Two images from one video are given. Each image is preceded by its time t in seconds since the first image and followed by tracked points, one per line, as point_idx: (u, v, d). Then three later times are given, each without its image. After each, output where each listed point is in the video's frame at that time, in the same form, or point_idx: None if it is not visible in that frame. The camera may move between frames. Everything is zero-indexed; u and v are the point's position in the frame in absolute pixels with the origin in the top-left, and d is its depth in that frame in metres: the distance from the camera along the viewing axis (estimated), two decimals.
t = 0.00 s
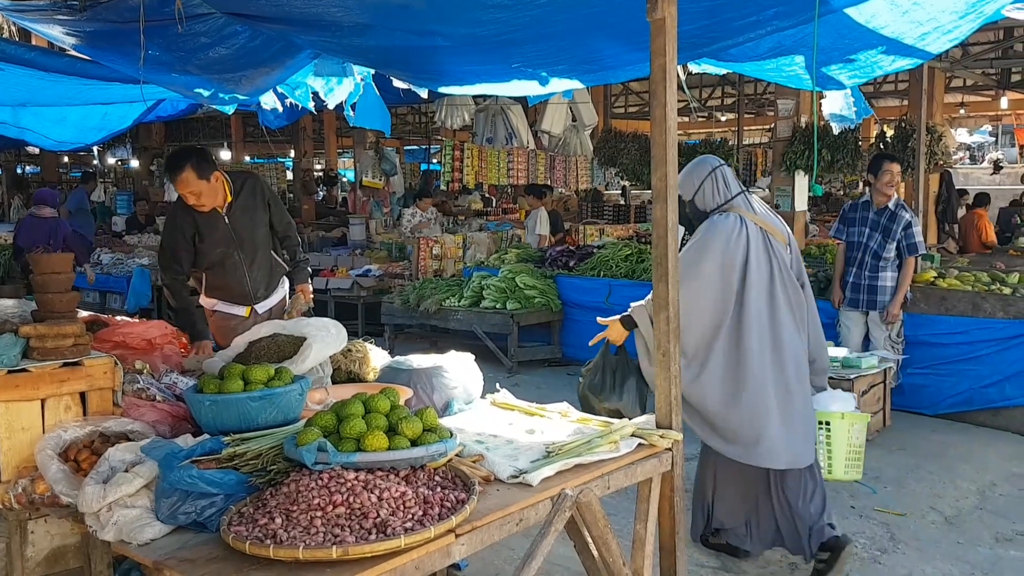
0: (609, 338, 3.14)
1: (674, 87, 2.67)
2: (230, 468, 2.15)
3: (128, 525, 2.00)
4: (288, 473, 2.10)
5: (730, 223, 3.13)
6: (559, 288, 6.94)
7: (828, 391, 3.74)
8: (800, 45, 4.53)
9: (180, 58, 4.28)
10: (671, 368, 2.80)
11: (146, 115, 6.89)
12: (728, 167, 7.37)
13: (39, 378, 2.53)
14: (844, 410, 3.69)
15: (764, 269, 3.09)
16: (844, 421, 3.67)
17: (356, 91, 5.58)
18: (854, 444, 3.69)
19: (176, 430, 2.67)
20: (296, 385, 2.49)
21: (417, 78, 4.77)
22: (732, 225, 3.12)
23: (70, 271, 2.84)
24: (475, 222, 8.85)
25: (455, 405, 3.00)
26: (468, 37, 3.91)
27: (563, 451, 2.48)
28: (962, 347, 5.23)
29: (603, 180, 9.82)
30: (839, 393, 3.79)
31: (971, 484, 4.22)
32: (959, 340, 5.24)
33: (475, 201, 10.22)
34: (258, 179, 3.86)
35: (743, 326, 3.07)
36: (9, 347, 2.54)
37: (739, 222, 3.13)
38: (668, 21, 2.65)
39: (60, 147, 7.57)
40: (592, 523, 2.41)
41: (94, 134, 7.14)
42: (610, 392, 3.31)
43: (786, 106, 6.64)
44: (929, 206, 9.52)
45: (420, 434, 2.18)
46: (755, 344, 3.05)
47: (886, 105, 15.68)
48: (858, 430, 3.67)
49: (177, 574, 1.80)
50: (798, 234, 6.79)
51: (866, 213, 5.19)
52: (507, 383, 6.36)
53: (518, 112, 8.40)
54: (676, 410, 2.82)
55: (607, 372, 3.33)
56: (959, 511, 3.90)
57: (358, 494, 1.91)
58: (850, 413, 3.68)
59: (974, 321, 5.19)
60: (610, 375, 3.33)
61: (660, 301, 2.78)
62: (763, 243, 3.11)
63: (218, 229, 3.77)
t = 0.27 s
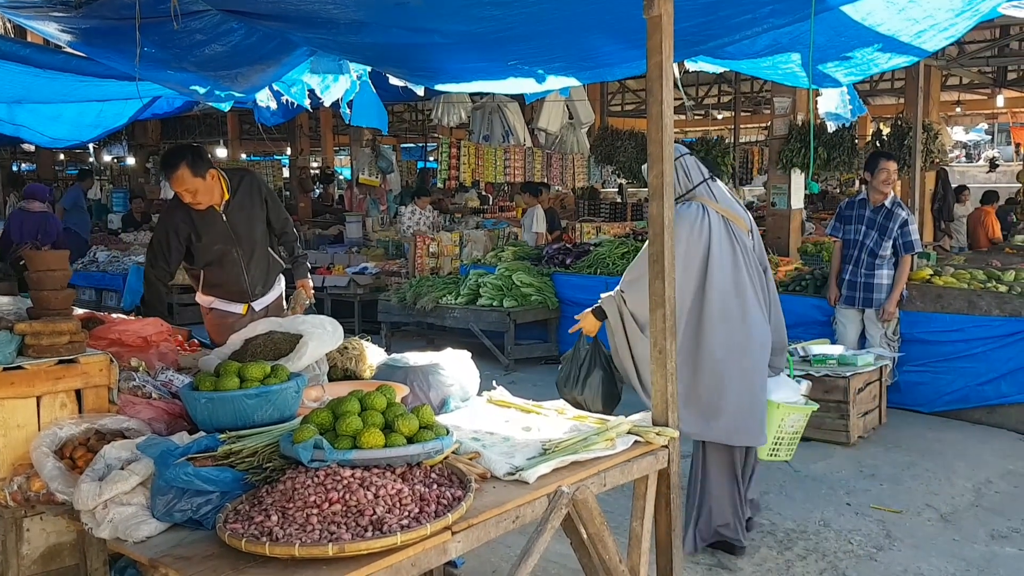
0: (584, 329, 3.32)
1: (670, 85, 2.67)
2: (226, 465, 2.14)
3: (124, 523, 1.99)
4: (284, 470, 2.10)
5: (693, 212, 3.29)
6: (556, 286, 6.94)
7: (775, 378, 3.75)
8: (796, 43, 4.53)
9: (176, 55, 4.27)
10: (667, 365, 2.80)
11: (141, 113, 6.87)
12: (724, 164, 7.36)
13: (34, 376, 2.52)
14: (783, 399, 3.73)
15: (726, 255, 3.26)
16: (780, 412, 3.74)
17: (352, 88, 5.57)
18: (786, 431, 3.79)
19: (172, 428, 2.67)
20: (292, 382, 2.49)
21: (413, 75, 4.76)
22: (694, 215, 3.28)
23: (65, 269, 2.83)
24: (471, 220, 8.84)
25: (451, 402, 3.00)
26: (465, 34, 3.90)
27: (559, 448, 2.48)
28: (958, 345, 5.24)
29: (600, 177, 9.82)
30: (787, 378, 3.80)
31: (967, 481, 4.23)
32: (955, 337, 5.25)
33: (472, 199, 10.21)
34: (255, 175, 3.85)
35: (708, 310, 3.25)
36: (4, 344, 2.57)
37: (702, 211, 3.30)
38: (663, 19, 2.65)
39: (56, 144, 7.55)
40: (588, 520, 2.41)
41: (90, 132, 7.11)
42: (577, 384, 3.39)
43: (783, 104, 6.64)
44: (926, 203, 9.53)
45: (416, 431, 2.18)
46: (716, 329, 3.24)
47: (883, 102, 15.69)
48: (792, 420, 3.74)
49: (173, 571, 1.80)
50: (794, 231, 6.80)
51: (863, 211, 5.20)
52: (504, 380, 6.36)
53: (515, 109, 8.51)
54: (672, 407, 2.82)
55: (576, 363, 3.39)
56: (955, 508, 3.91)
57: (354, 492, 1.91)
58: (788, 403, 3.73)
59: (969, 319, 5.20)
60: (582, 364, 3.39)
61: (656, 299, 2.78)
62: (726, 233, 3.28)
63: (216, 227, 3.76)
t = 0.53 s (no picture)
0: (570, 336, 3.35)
1: (668, 82, 2.67)
2: (223, 462, 2.14)
3: (121, 520, 1.99)
4: (282, 467, 2.09)
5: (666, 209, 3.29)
6: (554, 283, 6.95)
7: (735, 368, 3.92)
8: (794, 39, 4.53)
9: (174, 52, 4.26)
10: (665, 362, 2.80)
11: (138, 110, 6.87)
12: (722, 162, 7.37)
13: (31, 373, 2.52)
14: (743, 388, 3.91)
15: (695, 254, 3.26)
16: (741, 400, 3.91)
17: (350, 85, 5.57)
18: (747, 419, 3.97)
19: (170, 425, 2.67)
20: (290, 379, 2.48)
21: (411, 72, 4.75)
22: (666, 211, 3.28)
23: (62, 266, 2.83)
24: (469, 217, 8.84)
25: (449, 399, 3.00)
26: (463, 31, 3.90)
27: (557, 445, 2.48)
28: (956, 342, 5.25)
29: (598, 175, 9.82)
30: (747, 367, 3.99)
31: (964, 478, 4.24)
32: (953, 334, 5.25)
33: (470, 197, 10.21)
34: (255, 174, 3.85)
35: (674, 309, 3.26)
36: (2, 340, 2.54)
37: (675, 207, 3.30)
38: (662, 15, 2.64)
39: (53, 142, 7.54)
40: (586, 517, 2.41)
41: (87, 129, 7.10)
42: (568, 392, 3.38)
43: (781, 101, 6.64)
44: (923, 200, 9.55)
45: (414, 429, 2.18)
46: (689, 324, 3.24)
47: (881, 100, 15.70)
48: (754, 408, 3.92)
49: (170, 567, 1.79)
50: (792, 228, 6.80)
51: (861, 208, 5.20)
52: (502, 377, 6.36)
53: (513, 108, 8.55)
54: (670, 404, 2.82)
55: (567, 371, 3.38)
56: (952, 504, 3.91)
57: (352, 489, 1.91)
58: (748, 392, 3.91)
59: (967, 316, 5.20)
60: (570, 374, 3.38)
61: (654, 296, 2.78)
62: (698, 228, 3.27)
63: (215, 224, 3.75)
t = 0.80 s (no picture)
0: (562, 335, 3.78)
1: (662, 74, 2.67)
2: (217, 456, 2.13)
3: (114, 514, 1.99)
4: (275, 461, 2.09)
5: (629, 197, 3.60)
6: (548, 278, 6.94)
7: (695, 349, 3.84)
8: (788, 32, 4.52)
9: (166, 46, 4.24)
10: (659, 355, 2.81)
11: (130, 104, 6.83)
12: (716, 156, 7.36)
13: (23, 367, 2.50)
14: (706, 367, 3.79)
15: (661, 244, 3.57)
16: (705, 379, 3.78)
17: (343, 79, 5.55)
18: (714, 399, 3.81)
19: (163, 419, 2.66)
20: (283, 373, 2.48)
21: (404, 65, 4.74)
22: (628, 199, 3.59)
23: (54, 260, 2.82)
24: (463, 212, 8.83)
25: (443, 392, 2.99)
26: (456, 23, 3.88)
27: (551, 438, 2.48)
28: (949, 335, 5.27)
29: (592, 169, 9.82)
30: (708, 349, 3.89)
31: (957, 470, 4.26)
32: (946, 327, 5.27)
33: (464, 191, 10.19)
34: (247, 168, 3.81)
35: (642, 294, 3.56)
36: None
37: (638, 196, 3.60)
38: (655, 8, 2.64)
39: (44, 137, 7.49)
40: (580, 510, 2.41)
41: (78, 124, 7.06)
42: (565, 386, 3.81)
43: (774, 95, 6.64)
44: (917, 194, 9.56)
45: (408, 422, 2.17)
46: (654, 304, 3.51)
47: (874, 94, 15.72)
48: (719, 387, 3.78)
49: (164, 561, 1.79)
50: (786, 222, 6.79)
51: (854, 201, 5.21)
52: (496, 372, 6.36)
53: (508, 102, 8.21)
54: (664, 397, 2.83)
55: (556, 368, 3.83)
56: (945, 497, 3.93)
57: (346, 482, 1.91)
58: (711, 371, 3.79)
59: (960, 309, 5.22)
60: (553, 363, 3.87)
61: (648, 289, 2.78)
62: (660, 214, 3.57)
63: (204, 219, 3.74)
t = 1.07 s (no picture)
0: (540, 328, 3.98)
1: (657, 67, 2.67)
2: (211, 450, 2.13)
3: (108, 508, 1.98)
4: (270, 455, 2.09)
5: (582, 194, 3.92)
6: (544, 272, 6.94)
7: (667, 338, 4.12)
8: (783, 25, 4.52)
9: (160, 39, 4.23)
10: (654, 348, 2.81)
11: (124, 98, 6.80)
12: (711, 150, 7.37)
13: (17, 361, 2.50)
14: (676, 355, 4.10)
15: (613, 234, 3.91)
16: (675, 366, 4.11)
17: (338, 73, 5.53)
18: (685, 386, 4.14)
19: (157, 413, 2.66)
20: (278, 367, 2.47)
21: (399, 59, 4.72)
22: (587, 194, 3.92)
23: (48, 254, 2.81)
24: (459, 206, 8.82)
25: (439, 386, 2.99)
26: (451, 16, 3.87)
27: (546, 431, 2.48)
28: (944, 328, 5.28)
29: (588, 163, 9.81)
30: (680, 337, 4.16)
31: (952, 463, 4.27)
32: (941, 321, 5.28)
33: (460, 185, 10.17)
34: (240, 163, 3.79)
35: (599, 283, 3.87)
36: None
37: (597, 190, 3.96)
38: None
39: (38, 131, 7.45)
40: (575, 503, 2.41)
41: (73, 118, 7.02)
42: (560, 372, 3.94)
43: (770, 89, 6.64)
44: (912, 188, 9.58)
45: (403, 415, 2.17)
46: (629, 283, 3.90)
47: (870, 88, 15.73)
48: (687, 374, 4.10)
49: (158, 554, 1.79)
50: (781, 216, 6.78)
51: (850, 195, 5.22)
52: (492, 366, 6.36)
53: (503, 95, 8.24)
54: (659, 390, 2.83)
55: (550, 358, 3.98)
56: (940, 490, 3.94)
57: (341, 475, 1.91)
58: (681, 359, 4.10)
59: (955, 302, 5.23)
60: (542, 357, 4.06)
61: (643, 282, 2.79)
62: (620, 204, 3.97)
63: (197, 214, 3.73)
